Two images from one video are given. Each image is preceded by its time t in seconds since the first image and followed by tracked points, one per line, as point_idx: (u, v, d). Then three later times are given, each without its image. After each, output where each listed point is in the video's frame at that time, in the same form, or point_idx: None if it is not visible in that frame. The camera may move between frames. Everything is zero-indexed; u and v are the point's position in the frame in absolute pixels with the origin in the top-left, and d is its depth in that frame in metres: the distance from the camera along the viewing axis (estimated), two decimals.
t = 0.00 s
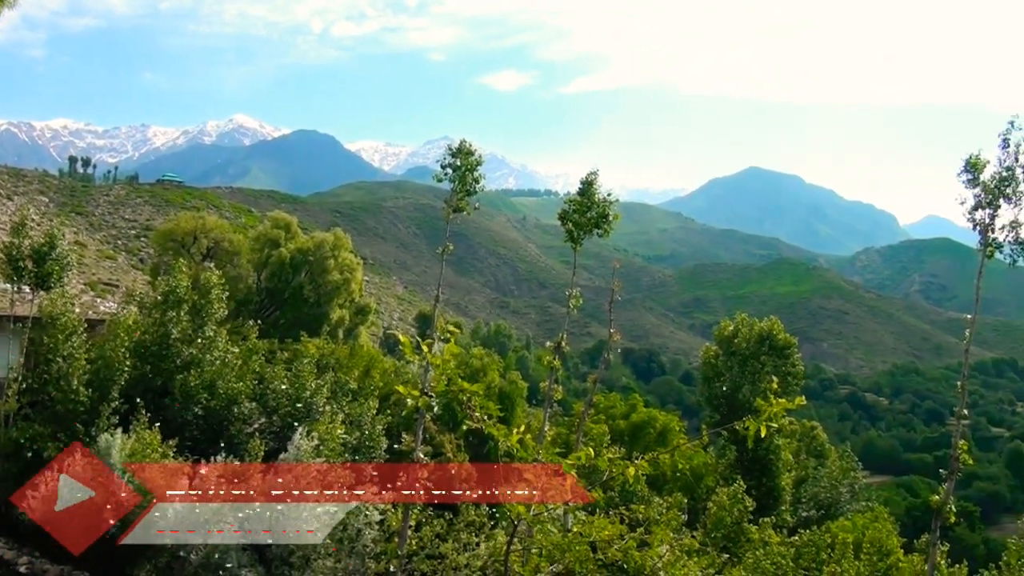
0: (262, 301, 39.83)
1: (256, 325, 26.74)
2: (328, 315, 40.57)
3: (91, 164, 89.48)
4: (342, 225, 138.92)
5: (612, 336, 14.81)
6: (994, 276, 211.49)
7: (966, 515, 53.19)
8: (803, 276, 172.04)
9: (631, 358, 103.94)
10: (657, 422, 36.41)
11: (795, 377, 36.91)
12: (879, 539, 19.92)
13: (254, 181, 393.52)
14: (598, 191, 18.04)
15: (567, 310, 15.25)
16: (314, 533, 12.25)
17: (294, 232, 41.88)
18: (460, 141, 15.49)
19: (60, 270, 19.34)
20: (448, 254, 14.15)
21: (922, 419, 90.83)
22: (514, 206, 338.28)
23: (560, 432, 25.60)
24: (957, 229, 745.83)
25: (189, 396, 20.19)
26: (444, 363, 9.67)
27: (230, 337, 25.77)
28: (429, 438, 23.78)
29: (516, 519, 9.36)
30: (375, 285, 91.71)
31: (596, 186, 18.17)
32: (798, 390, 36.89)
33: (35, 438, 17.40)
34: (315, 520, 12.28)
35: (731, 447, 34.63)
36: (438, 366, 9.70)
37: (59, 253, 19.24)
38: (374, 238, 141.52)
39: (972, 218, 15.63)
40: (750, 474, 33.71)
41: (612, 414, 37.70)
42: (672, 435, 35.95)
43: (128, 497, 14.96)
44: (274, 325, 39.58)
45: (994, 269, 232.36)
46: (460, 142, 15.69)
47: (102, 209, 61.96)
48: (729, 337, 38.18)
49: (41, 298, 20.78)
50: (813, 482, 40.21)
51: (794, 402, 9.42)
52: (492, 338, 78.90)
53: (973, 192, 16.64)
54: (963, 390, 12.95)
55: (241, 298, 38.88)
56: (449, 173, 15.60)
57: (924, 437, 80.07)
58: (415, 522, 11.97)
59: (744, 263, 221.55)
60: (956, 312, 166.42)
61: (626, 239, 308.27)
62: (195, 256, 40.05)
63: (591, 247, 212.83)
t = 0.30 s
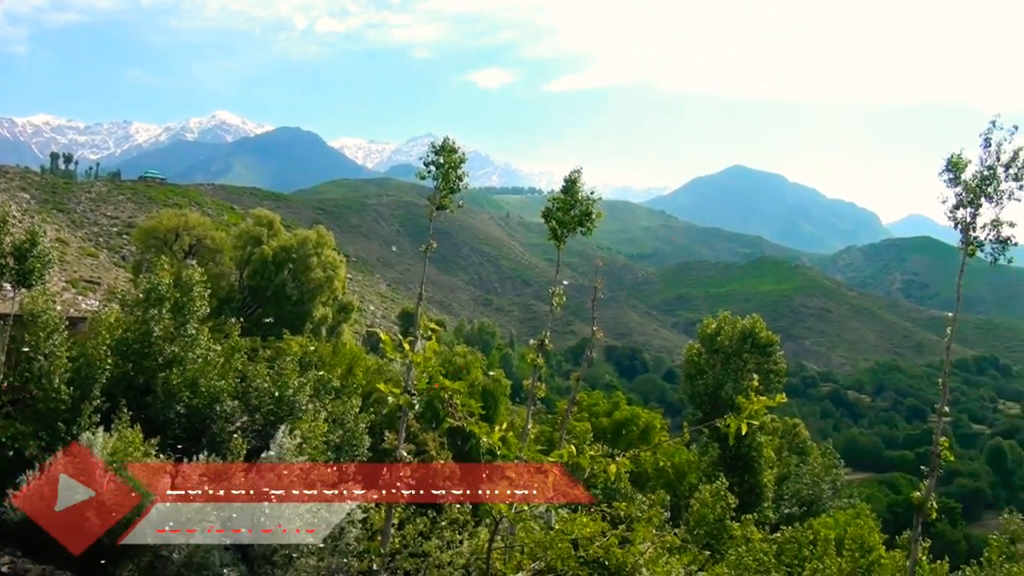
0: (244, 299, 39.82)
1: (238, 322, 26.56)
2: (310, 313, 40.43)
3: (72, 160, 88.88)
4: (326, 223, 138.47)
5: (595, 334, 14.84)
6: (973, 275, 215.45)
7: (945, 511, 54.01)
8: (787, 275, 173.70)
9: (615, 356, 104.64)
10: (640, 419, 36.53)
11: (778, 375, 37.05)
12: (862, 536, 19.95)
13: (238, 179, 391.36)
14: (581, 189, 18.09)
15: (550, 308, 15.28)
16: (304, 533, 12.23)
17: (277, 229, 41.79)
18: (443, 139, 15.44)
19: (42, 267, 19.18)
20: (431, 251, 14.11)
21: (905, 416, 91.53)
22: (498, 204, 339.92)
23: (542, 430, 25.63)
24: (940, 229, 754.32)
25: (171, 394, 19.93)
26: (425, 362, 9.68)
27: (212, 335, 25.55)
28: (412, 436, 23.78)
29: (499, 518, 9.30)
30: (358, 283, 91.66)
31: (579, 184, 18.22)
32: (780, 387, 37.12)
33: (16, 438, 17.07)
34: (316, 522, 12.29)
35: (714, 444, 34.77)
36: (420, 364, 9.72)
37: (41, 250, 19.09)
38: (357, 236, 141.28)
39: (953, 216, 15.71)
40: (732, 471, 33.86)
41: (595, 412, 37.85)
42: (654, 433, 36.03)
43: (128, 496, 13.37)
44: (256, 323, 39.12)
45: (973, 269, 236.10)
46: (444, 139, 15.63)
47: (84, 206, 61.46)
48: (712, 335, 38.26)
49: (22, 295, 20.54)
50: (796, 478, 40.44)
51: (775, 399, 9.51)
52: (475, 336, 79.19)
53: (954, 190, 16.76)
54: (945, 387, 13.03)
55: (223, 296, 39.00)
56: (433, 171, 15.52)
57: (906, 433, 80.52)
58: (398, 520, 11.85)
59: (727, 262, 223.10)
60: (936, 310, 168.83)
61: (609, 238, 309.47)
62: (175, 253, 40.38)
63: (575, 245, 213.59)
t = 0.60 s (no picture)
0: (226, 297, 39.56)
1: (221, 321, 26.37)
2: (293, 311, 40.40)
3: (54, 156, 88.41)
4: (310, 221, 138.43)
5: (578, 332, 14.86)
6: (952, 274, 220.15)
7: (925, 507, 54.96)
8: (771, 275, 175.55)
9: (599, 353, 105.24)
10: (623, 418, 36.67)
11: (760, 373, 37.25)
12: (844, 533, 19.97)
13: (222, 176, 390.17)
14: (566, 187, 18.17)
15: (534, 306, 15.28)
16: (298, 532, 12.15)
17: (259, 227, 41.59)
18: (427, 137, 15.35)
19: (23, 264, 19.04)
20: (415, 249, 14.07)
21: (887, 413, 92.64)
22: (483, 203, 342.89)
23: (526, 429, 25.71)
24: (913, 229, 769.74)
25: (153, 393, 19.72)
26: (408, 360, 9.69)
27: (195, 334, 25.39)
28: (396, 434, 23.84)
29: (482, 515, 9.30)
30: (341, 281, 91.61)
31: (563, 182, 18.27)
32: (762, 385, 37.43)
33: None
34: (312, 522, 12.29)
35: (697, 442, 34.97)
36: (402, 363, 9.76)
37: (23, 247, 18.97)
38: (341, 234, 141.08)
39: (934, 216, 15.81)
40: (715, 469, 34.05)
41: (579, 410, 38.01)
42: (637, 431, 36.12)
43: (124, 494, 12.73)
44: (239, 321, 39.25)
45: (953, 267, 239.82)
46: (427, 137, 15.57)
47: (66, 203, 60.91)
48: (695, 333, 38.39)
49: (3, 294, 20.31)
50: (778, 476, 40.73)
51: (756, 397, 9.65)
52: (458, 334, 79.82)
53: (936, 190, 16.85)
54: (927, 385, 13.08)
55: (206, 294, 38.76)
56: (416, 169, 15.49)
57: (887, 431, 81.34)
58: (380, 518, 11.81)
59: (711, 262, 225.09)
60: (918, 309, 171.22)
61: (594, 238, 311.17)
62: (159, 252, 40.57)
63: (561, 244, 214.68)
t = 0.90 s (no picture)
0: (209, 295, 39.56)
1: (203, 319, 26.26)
2: (276, 309, 40.35)
3: (36, 152, 88.02)
4: (292, 219, 138.65)
5: (562, 331, 14.88)
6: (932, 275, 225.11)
7: (906, 506, 56.12)
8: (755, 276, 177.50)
9: (582, 353, 107.32)
10: (605, 416, 36.91)
11: (743, 371, 37.38)
12: (826, 531, 19.94)
13: (207, 174, 389.42)
14: (549, 186, 18.35)
15: (517, 305, 15.26)
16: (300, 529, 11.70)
17: (241, 225, 41.71)
18: (410, 134, 15.30)
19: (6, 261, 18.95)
20: (398, 247, 14.04)
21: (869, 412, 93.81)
22: (467, 202, 346.49)
23: (509, 427, 25.94)
24: (895, 228, 782.62)
25: (135, 391, 19.45)
26: (388, 359, 9.70)
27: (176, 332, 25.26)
28: (378, 432, 23.93)
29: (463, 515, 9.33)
30: (324, 279, 91.58)
31: (546, 181, 18.50)
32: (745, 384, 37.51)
33: None
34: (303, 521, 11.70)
35: (679, 440, 35.19)
36: (383, 360, 9.76)
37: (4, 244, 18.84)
38: (324, 232, 141.29)
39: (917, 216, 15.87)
40: (697, 467, 34.29)
41: (562, 409, 38.22)
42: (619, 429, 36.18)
43: (127, 495, 12.63)
44: (221, 319, 39.20)
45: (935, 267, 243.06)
46: (410, 134, 15.52)
47: (47, 200, 60.40)
48: (678, 332, 38.56)
49: None
50: (760, 474, 41.11)
51: (738, 396, 9.70)
52: (442, 333, 80.53)
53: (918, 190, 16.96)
54: (908, 383, 13.18)
55: (188, 292, 38.64)
56: (399, 167, 15.50)
57: (869, 429, 83.18)
58: (362, 517, 11.77)
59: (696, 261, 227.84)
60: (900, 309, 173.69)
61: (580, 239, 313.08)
62: (141, 249, 39.92)
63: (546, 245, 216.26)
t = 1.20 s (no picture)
0: (191, 295, 39.96)
1: (184, 319, 26.12)
2: (259, 308, 41.29)
3: (18, 151, 87.45)
4: (276, 217, 138.88)
5: (545, 331, 14.92)
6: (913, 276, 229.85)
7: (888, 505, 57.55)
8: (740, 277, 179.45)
9: (567, 352, 109.18)
10: (589, 416, 36.92)
11: (726, 372, 37.58)
12: (808, 531, 20.19)
13: (193, 172, 389.27)
14: (533, 185, 19.66)
15: (501, 306, 15.30)
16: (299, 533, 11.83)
17: (224, 223, 42.05)
18: (393, 135, 15.40)
19: None
20: (381, 247, 14.04)
21: (850, 413, 99.64)
22: (451, 202, 349.92)
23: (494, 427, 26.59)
24: (879, 228, 794.04)
25: (118, 390, 19.07)
26: (369, 359, 9.69)
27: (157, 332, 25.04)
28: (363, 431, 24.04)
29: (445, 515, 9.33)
30: (308, 279, 91.39)
31: (530, 181, 20.08)
32: (727, 385, 37.78)
33: None
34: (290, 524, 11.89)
35: (663, 440, 35.23)
36: (364, 360, 9.73)
37: None
38: (306, 231, 141.60)
39: (898, 218, 15.95)
40: (681, 467, 34.47)
41: (545, 409, 38.20)
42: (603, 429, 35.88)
43: (126, 497, 12.51)
44: (204, 318, 39.79)
45: (918, 267, 246.13)
46: (395, 135, 15.60)
47: (28, 199, 59.99)
48: (661, 332, 38.63)
49: None
50: (743, 473, 41.65)
51: (720, 396, 9.75)
52: (426, 333, 81.17)
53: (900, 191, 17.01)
54: (891, 384, 13.19)
55: (170, 291, 38.99)
56: (383, 166, 15.55)
57: (851, 431, 87.49)
58: (346, 517, 11.63)
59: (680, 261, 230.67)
60: (883, 309, 175.98)
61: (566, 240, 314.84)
62: (124, 248, 39.67)
63: (532, 246, 217.53)
